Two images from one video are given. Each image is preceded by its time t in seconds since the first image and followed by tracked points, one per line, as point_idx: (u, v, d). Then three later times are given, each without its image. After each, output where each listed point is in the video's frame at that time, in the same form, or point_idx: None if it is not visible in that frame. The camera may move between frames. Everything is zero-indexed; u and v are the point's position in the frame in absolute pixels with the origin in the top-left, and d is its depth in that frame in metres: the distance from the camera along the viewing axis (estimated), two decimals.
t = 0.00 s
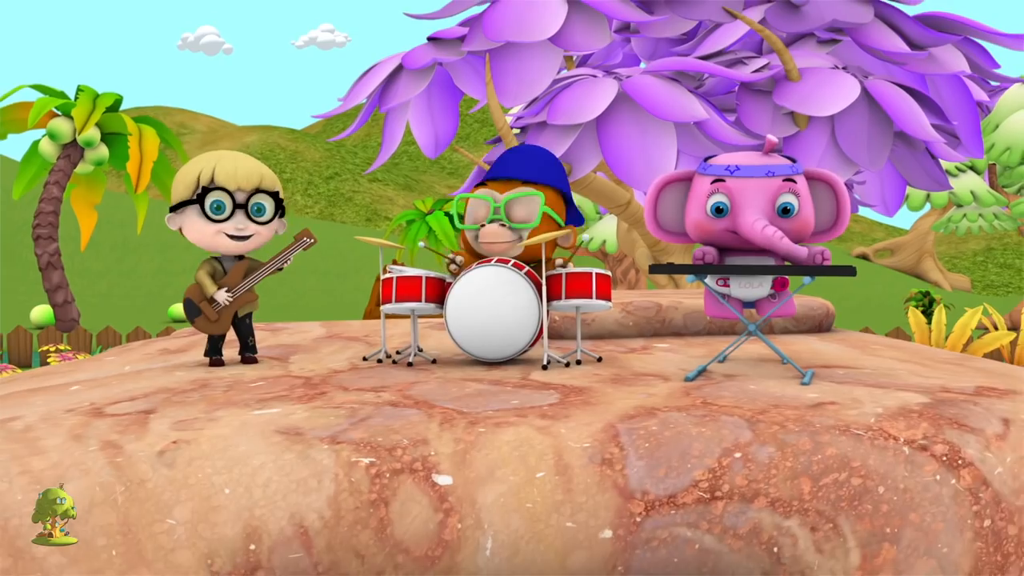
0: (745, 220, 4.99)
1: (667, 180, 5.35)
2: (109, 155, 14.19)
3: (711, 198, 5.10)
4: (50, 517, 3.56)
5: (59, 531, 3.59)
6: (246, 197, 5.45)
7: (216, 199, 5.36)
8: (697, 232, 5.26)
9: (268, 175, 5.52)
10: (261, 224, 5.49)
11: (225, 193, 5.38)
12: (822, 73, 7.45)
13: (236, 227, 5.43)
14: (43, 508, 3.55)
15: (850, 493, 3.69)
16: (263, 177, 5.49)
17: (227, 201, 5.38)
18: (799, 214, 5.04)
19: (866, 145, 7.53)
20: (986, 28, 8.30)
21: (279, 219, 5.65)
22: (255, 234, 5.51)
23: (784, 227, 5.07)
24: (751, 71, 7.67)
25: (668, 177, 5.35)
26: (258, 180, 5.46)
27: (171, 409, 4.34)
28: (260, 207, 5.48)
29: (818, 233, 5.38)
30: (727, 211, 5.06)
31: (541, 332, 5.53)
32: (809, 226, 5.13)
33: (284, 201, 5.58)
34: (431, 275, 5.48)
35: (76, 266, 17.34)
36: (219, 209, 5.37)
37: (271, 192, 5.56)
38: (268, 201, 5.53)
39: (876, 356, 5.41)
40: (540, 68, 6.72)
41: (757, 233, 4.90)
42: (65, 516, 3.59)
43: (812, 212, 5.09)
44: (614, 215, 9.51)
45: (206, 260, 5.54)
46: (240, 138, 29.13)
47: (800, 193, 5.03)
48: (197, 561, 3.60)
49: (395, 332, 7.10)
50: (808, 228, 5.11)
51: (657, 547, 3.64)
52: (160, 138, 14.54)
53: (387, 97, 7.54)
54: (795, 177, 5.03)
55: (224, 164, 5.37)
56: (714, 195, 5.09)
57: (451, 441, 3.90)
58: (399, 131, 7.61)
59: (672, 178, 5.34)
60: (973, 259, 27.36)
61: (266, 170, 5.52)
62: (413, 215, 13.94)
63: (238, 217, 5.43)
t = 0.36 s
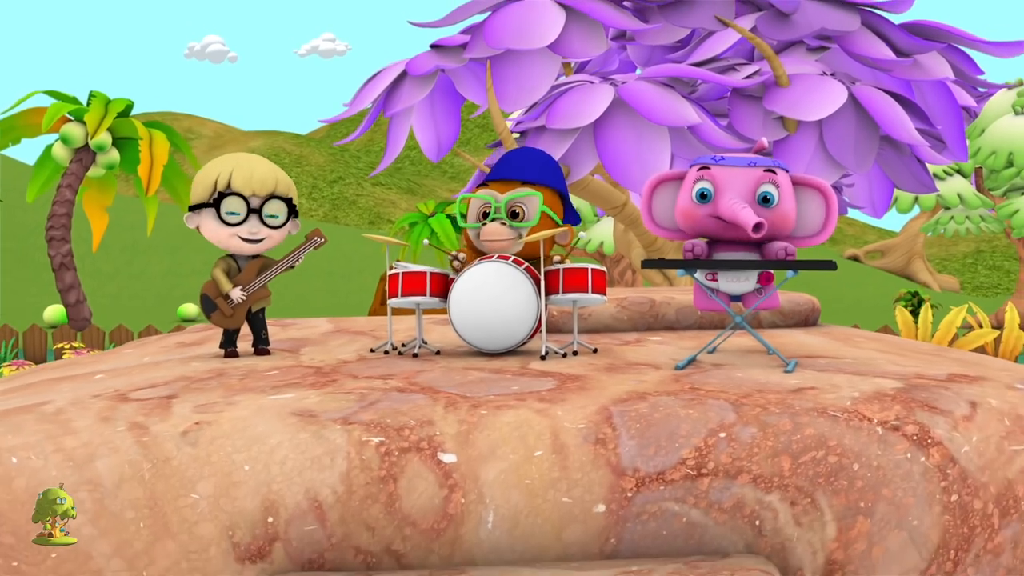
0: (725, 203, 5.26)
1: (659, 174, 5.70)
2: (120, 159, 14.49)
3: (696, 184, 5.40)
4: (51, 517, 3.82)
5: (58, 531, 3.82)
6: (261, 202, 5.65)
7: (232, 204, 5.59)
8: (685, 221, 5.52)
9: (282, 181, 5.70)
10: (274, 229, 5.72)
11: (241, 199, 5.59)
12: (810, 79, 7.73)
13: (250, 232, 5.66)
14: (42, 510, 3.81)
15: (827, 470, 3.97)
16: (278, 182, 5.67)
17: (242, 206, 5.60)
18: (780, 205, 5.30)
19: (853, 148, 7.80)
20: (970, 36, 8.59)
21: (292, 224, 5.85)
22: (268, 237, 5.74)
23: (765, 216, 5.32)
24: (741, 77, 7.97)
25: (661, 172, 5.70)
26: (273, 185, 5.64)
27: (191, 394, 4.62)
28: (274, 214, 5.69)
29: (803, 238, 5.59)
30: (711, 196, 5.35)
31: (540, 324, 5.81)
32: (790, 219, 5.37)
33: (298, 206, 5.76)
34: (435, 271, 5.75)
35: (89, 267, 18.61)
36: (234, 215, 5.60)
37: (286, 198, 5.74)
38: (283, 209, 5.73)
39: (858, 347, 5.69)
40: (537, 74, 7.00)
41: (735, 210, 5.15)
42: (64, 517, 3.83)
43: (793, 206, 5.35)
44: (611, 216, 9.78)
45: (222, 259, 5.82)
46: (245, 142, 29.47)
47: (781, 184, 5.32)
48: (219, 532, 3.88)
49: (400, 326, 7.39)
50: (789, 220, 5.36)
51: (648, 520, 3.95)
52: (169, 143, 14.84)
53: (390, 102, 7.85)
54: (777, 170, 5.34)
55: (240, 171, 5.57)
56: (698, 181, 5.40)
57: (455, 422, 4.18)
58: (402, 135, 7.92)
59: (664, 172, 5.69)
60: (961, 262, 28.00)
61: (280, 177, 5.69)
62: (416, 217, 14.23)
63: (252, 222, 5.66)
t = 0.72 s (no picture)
0: (704, 203, 5.59)
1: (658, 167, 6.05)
2: (132, 163, 14.85)
3: (682, 183, 5.74)
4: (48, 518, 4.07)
5: (58, 531, 4.09)
6: (272, 190, 5.99)
7: (245, 193, 5.91)
8: (672, 215, 5.88)
9: (288, 173, 6.09)
10: (286, 215, 6.04)
11: (253, 187, 5.91)
12: (798, 86, 8.05)
13: (264, 218, 5.97)
14: (42, 509, 4.06)
15: (805, 448, 4.28)
16: (285, 174, 6.06)
17: (255, 194, 5.92)
18: (757, 211, 5.60)
19: (839, 151, 8.12)
20: (952, 44, 8.91)
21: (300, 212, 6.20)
22: (281, 224, 6.04)
23: (740, 220, 5.63)
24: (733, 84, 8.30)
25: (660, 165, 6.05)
26: (281, 176, 6.01)
27: (212, 379, 4.93)
28: (284, 201, 6.03)
29: (785, 242, 5.90)
30: (695, 195, 5.68)
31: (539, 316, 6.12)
32: (767, 225, 5.67)
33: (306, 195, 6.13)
34: (438, 266, 6.05)
35: (101, 268, 19.86)
36: (248, 203, 5.91)
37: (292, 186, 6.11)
38: (291, 196, 6.07)
39: (840, 339, 5.99)
40: (536, 81, 7.32)
41: (706, 212, 5.48)
42: (64, 517, 4.08)
43: (771, 213, 5.63)
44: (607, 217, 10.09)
45: (236, 252, 6.11)
46: (250, 147, 29.86)
47: (760, 191, 5.60)
48: (240, 504, 4.20)
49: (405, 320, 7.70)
50: (764, 226, 5.65)
51: (638, 495, 4.26)
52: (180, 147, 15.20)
53: (394, 108, 8.18)
54: (759, 178, 5.62)
55: (250, 163, 5.95)
56: (685, 180, 5.73)
57: (459, 404, 4.47)
58: (406, 140, 8.25)
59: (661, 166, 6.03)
60: (951, 265, 28.66)
61: (286, 170, 6.09)
62: (419, 219, 14.57)
63: (264, 210, 5.98)
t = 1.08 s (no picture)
0: (702, 211, 5.92)
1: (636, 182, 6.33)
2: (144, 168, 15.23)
3: (673, 194, 6.04)
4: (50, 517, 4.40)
5: (58, 532, 4.41)
6: (288, 205, 6.27)
7: (262, 206, 6.21)
8: (663, 224, 6.18)
9: (306, 187, 6.33)
10: (299, 229, 6.35)
11: (269, 202, 6.21)
12: (785, 94, 8.40)
13: (278, 232, 6.30)
14: (43, 508, 4.39)
15: (784, 428, 4.61)
16: (303, 189, 6.31)
17: (270, 209, 6.22)
18: (748, 207, 5.97)
19: (825, 155, 8.47)
20: (934, 53, 9.27)
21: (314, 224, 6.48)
22: (293, 237, 6.37)
23: (735, 219, 5.99)
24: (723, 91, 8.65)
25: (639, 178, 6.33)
26: (299, 192, 6.28)
27: (232, 366, 5.26)
28: (299, 215, 6.32)
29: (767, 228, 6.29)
30: (687, 204, 6.00)
31: (537, 310, 6.46)
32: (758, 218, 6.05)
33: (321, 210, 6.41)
34: (442, 263, 6.39)
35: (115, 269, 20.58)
36: (264, 215, 6.22)
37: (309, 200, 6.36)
38: (307, 210, 6.36)
39: (822, 331, 6.33)
40: (535, 88, 7.67)
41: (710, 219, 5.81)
42: (63, 517, 4.40)
43: (760, 206, 6.01)
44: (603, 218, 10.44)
45: (252, 253, 6.44)
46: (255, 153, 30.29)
47: (748, 188, 5.98)
48: (260, 479, 4.53)
49: (410, 315, 8.04)
50: (757, 220, 6.03)
51: (629, 471, 4.60)
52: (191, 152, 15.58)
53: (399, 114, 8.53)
54: (744, 176, 5.98)
55: (270, 176, 6.21)
56: (676, 190, 6.04)
57: (463, 387, 4.80)
58: (410, 145, 8.59)
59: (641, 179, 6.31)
60: (937, 268, 29.40)
61: (305, 184, 6.32)
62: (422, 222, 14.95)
63: (279, 224, 6.28)
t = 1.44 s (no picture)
0: (695, 213, 6.29)
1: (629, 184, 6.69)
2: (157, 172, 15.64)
3: (666, 196, 6.41)
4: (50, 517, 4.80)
5: (57, 531, 4.83)
6: (296, 188, 6.65)
7: (273, 191, 6.57)
8: (657, 224, 6.56)
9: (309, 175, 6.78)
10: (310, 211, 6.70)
11: (280, 186, 6.58)
12: (773, 100, 8.78)
13: (291, 214, 6.63)
14: (43, 510, 4.79)
15: (765, 410, 4.97)
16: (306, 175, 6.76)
17: (281, 192, 6.58)
18: (738, 206, 6.33)
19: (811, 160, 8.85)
20: (916, 62, 9.67)
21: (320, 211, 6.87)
22: (305, 218, 6.71)
23: (726, 218, 6.37)
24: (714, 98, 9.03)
25: (632, 181, 6.69)
26: (304, 175, 6.69)
27: (250, 354, 5.61)
28: (307, 197, 6.69)
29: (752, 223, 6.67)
30: (680, 206, 6.37)
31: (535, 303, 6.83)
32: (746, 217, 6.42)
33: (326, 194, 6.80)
34: (446, 259, 6.74)
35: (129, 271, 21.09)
36: (275, 199, 6.57)
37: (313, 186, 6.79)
38: (314, 194, 6.75)
39: (804, 324, 6.69)
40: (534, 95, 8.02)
41: (704, 221, 6.19)
42: (63, 517, 4.80)
43: (748, 205, 6.38)
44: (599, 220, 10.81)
45: (266, 245, 6.82)
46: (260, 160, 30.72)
47: (737, 189, 6.34)
48: (278, 457, 4.88)
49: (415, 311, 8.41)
50: (746, 218, 6.41)
51: (620, 450, 4.95)
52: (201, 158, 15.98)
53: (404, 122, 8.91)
54: (733, 177, 6.34)
55: (277, 166, 6.62)
56: (669, 193, 6.41)
57: (466, 372, 5.15)
58: (413, 151, 8.95)
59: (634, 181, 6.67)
60: (924, 270, 29.80)
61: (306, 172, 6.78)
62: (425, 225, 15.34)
63: (290, 206, 6.63)
